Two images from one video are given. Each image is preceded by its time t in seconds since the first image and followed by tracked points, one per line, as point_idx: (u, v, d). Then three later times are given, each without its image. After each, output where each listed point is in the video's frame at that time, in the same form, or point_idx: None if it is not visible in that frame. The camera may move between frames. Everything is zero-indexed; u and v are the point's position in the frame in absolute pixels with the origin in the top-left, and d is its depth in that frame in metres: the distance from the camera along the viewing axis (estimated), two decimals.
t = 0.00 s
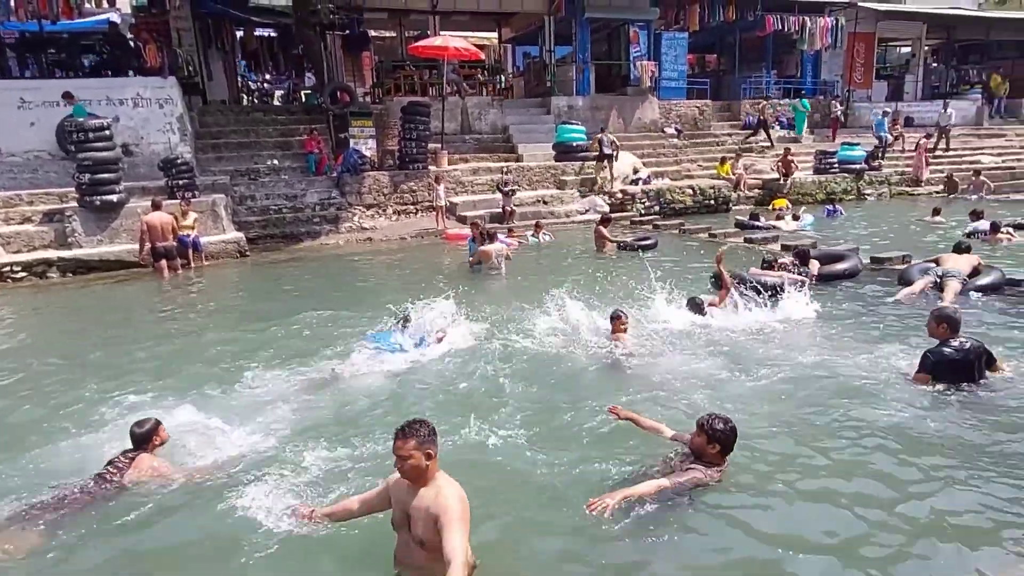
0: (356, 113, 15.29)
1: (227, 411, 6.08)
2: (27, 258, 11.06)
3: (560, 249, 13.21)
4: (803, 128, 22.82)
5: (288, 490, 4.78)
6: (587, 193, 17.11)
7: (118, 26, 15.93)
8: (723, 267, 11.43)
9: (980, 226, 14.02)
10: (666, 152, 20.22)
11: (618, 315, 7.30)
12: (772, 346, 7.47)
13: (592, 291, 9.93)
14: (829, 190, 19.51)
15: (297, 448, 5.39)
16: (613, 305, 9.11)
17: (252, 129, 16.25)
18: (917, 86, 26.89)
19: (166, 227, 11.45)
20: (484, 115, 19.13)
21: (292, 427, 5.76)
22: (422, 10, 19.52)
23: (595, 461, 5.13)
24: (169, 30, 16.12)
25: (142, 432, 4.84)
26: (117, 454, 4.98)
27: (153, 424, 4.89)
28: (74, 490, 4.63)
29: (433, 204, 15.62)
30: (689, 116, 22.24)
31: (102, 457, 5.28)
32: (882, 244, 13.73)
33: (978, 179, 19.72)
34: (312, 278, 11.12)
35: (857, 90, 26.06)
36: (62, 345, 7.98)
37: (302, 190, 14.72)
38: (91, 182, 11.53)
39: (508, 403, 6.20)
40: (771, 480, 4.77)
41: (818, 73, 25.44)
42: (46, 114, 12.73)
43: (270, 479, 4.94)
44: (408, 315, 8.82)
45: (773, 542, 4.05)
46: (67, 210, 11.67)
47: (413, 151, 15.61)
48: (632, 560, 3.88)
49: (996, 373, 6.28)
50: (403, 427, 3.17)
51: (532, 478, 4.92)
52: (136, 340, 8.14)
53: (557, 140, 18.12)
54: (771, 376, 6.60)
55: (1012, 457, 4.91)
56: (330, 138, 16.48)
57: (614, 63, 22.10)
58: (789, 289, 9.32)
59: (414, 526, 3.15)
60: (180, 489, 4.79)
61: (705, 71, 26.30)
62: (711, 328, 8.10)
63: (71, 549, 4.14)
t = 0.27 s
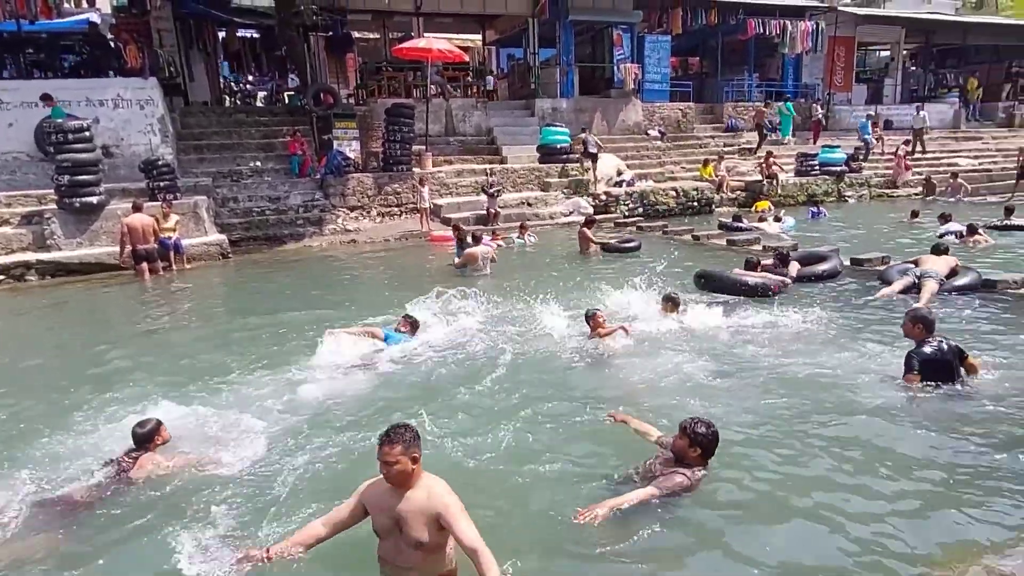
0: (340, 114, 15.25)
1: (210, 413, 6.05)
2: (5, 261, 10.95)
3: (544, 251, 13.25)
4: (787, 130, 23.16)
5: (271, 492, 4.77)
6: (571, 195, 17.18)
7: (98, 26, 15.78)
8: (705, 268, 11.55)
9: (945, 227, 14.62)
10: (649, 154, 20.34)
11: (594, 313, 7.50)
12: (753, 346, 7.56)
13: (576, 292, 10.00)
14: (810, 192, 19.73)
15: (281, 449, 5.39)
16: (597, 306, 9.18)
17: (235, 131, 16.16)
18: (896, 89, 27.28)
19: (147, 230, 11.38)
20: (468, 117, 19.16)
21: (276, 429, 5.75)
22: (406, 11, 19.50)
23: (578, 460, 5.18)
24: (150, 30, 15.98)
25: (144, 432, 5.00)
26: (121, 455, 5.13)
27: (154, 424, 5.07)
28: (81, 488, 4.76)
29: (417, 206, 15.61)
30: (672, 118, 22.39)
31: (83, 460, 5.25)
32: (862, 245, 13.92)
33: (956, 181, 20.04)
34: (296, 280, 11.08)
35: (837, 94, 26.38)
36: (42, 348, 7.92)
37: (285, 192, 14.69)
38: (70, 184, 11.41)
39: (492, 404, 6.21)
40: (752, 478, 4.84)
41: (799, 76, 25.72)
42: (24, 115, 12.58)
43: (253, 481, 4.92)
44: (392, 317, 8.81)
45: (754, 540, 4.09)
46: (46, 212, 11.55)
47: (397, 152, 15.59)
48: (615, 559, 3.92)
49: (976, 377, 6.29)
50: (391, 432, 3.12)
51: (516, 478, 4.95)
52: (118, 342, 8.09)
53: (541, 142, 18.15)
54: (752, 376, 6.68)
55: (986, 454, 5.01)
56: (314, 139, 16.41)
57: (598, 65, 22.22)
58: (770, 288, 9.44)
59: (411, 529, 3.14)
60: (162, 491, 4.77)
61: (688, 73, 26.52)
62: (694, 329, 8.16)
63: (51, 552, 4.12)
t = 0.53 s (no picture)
0: (324, 117, 15.22)
1: (191, 417, 6.03)
2: None
3: (529, 253, 13.29)
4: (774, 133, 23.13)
5: (251, 497, 4.75)
6: (555, 198, 17.23)
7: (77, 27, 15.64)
8: (688, 269, 11.65)
9: (919, 228, 14.89)
10: (633, 156, 20.46)
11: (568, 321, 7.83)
12: (734, 346, 7.64)
13: (560, 293, 10.05)
14: (792, 194, 19.92)
15: (263, 453, 5.37)
16: (579, 307, 9.24)
17: (217, 133, 16.07)
18: (876, 92, 27.62)
19: (128, 232, 11.29)
20: (452, 119, 19.18)
21: (258, 432, 5.74)
22: (390, 13, 19.47)
23: (561, 461, 5.21)
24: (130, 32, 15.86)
25: (152, 423, 5.20)
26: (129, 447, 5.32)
27: (162, 417, 5.27)
28: (94, 477, 4.93)
29: (402, 208, 15.60)
30: (655, 120, 22.53)
31: (62, 466, 5.22)
32: (842, 246, 14.09)
33: (934, 183, 20.32)
34: (279, 283, 11.03)
35: (818, 96, 26.67)
36: (21, 352, 7.84)
37: (268, 194, 14.58)
38: (50, 187, 11.29)
39: (474, 407, 6.22)
40: (732, 477, 4.89)
41: (781, 79, 25.99)
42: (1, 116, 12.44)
43: (232, 486, 4.90)
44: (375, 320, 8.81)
45: (732, 540, 4.14)
46: (24, 215, 11.42)
47: (381, 155, 15.56)
48: (594, 560, 3.94)
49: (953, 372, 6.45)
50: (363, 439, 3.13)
51: (499, 480, 4.97)
52: (99, 346, 8.03)
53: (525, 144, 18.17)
54: (732, 377, 6.76)
55: (961, 453, 5.09)
56: (297, 142, 16.34)
57: (581, 68, 22.32)
58: (750, 289, 9.55)
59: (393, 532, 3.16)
60: (142, 496, 4.75)
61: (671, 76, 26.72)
62: (676, 331, 8.22)
63: (30, 558, 4.10)
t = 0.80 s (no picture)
0: (308, 120, 15.17)
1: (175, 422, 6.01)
2: None
3: (514, 256, 13.33)
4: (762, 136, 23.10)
5: (234, 503, 4.73)
6: (540, 200, 17.27)
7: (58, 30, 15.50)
8: (672, 271, 11.74)
9: (896, 229, 15.19)
10: (618, 159, 20.57)
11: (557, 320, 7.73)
12: (717, 347, 7.71)
13: (544, 296, 10.09)
14: (775, 196, 20.10)
15: (247, 457, 5.36)
16: (564, 309, 9.29)
17: (200, 136, 15.99)
18: (857, 95, 27.95)
19: (109, 237, 11.20)
20: (437, 122, 19.19)
21: (242, 436, 5.73)
22: (374, 17, 19.44)
23: (546, 463, 5.24)
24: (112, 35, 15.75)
25: (157, 418, 5.24)
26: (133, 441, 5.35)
27: (168, 411, 5.30)
28: (100, 471, 4.96)
29: (387, 211, 15.59)
30: (640, 123, 22.64)
31: (44, 473, 5.18)
32: (824, 247, 14.25)
33: (914, 185, 20.59)
34: (263, 287, 10.98)
35: (800, 99, 26.93)
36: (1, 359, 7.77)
37: (252, 198, 14.60)
38: (30, 192, 11.19)
39: (459, 411, 6.22)
40: (714, 477, 4.94)
41: (763, 82, 26.22)
42: None
43: (214, 491, 4.87)
44: (360, 324, 8.79)
45: (715, 541, 4.17)
46: (4, 220, 11.30)
47: (366, 158, 15.55)
48: (577, 560, 3.96)
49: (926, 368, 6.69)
50: (343, 448, 3.15)
51: (483, 483, 4.99)
52: (81, 352, 7.97)
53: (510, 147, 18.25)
54: (715, 378, 6.82)
55: (940, 452, 5.16)
56: (281, 145, 16.27)
57: (566, 71, 22.42)
58: (732, 290, 9.66)
59: (379, 537, 3.21)
60: (125, 501, 4.72)
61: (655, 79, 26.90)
62: (659, 333, 8.28)
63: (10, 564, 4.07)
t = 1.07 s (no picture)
0: (292, 122, 15.08)
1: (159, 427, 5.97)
2: None
3: (501, 258, 13.33)
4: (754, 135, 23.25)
5: (217, 508, 4.70)
6: (526, 202, 17.27)
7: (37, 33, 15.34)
8: (657, 271, 11.79)
9: (875, 226, 15.43)
10: (603, 160, 20.63)
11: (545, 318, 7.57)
12: (701, 347, 7.76)
13: (530, 296, 10.12)
14: (760, 196, 20.25)
15: (234, 461, 5.33)
16: (549, 309, 9.33)
17: (183, 140, 15.87)
18: (839, 95, 28.21)
19: (92, 242, 11.09)
20: (423, 124, 19.17)
21: (227, 438, 5.69)
22: (358, 19, 19.38)
23: (531, 463, 5.26)
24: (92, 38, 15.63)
25: (154, 425, 5.23)
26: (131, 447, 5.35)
27: (165, 419, 5.29)
28: (82, 478, 4.90)
29: (373, 214, 15.55)
30: (625, 124, 22.71)
31: (25, 480, 5.12)
32: (808, 246, 14.37)
33: (896, 183, 20.80)
34: (248, 291, 10.91)
35: (784, 99, 27.15)
36: None
37: (236, 201, 14.49)
38: (10, 196, 11.04)
39: (445, 413, 6.21)
40: (699, 474, 4.97)
41: (747, 83, 26.40)
42: None
43: (196, 497, 4.83)
44: (346, 328, 8.75)
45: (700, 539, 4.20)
46: None
47: (351, 161, 15.51)
48: (562, 560, 3.96)
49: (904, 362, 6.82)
50: (325, 456, 3.14)
51: (469, 483, 5.00)
52: (62, 358, 7.88)
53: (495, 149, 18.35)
54: (700, 377, 6.86)
55: (921, 447, 5.22)
56: (265, 148, 16.18)
57: (550, 73, 22.47)
58: (716, 289, 9.72)
59: (363, 543, 3.23)
60: (107, 509, 4.67)
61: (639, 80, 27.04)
62: (646, 333, 8.30)
63: None
